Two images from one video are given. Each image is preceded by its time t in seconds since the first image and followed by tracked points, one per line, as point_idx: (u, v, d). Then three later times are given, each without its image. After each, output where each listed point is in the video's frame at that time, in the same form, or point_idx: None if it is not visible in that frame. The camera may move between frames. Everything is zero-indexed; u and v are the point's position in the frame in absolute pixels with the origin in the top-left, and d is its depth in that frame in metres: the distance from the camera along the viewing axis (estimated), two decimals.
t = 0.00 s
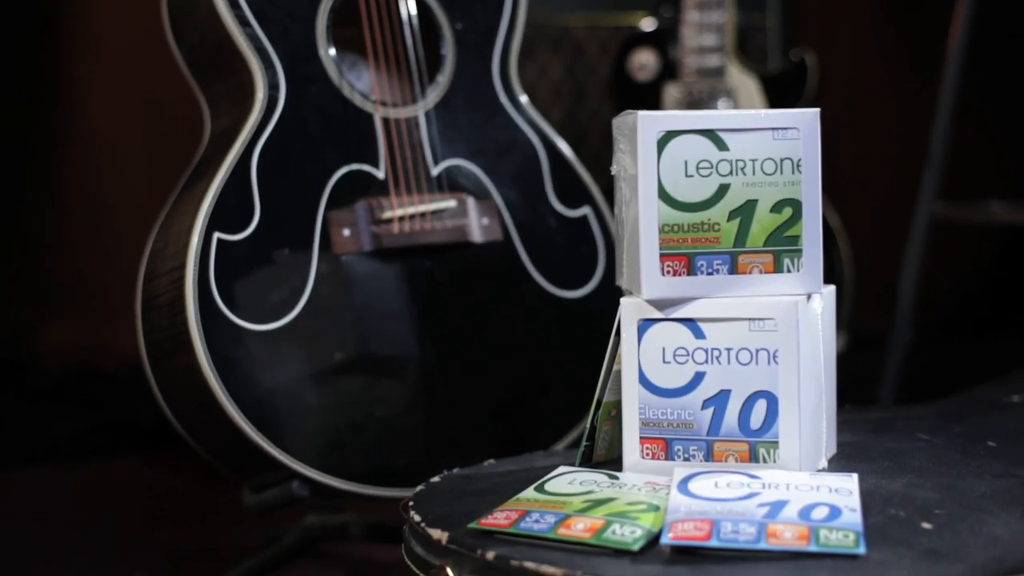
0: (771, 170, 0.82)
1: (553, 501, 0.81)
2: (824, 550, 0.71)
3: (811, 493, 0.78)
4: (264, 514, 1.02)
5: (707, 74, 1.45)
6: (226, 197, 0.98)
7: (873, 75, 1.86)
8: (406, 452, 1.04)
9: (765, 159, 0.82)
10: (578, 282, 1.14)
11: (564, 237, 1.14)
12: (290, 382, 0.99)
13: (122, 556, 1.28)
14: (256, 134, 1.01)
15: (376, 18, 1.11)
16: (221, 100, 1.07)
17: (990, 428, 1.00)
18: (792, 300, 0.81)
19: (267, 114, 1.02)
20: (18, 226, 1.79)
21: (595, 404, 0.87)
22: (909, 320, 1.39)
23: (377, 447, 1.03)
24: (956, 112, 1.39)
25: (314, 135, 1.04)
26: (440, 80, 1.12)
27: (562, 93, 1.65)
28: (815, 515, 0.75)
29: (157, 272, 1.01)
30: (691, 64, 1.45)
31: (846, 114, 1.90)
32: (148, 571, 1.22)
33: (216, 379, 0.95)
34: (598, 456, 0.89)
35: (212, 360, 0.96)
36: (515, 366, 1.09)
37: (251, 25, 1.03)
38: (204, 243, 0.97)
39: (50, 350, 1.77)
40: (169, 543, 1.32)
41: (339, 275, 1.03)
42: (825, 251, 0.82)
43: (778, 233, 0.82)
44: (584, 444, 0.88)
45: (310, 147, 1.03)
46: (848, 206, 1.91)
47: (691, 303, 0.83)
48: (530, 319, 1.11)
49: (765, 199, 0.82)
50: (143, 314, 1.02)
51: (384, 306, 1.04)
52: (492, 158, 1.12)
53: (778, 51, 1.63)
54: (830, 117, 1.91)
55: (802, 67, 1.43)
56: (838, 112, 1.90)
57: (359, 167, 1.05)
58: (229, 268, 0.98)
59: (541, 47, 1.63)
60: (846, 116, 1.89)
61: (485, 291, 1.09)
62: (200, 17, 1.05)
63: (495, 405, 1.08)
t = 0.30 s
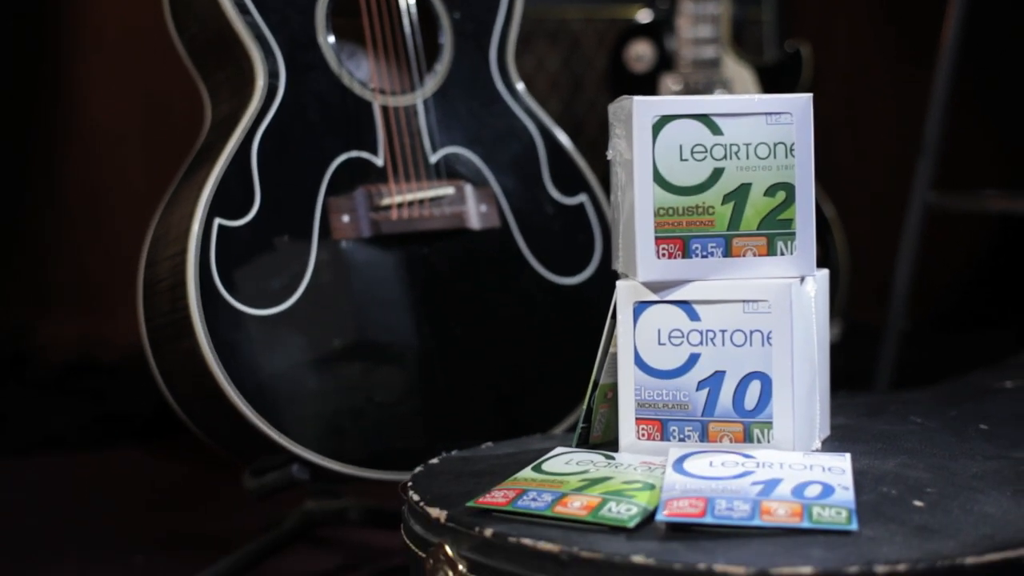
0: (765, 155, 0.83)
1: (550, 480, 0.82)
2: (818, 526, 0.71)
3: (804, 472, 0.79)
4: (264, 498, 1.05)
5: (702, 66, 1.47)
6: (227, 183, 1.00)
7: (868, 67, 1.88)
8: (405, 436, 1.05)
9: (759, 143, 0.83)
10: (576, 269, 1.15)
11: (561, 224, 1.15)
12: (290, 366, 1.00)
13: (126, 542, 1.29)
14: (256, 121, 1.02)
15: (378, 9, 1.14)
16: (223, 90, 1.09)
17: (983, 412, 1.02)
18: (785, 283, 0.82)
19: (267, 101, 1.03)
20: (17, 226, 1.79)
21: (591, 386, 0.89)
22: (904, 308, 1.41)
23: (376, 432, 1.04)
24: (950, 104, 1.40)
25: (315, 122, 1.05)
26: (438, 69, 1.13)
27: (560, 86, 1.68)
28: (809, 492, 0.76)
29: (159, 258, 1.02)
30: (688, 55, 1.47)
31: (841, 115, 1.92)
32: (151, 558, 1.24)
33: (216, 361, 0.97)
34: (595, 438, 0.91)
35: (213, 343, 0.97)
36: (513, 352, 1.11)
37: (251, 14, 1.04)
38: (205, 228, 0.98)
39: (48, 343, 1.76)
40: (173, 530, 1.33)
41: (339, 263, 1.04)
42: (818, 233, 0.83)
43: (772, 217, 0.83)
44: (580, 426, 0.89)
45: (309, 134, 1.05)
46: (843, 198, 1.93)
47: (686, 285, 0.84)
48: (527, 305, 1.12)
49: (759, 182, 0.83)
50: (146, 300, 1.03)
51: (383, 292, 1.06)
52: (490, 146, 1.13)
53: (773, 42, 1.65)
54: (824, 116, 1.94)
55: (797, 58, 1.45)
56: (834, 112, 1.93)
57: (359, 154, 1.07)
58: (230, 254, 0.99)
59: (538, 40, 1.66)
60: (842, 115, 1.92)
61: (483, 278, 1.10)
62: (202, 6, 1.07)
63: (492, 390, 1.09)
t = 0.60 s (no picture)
0: (764, 143, 0.84)
1: (552, 464, 0.82)
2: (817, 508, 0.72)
3: (804, 456, 0.80)
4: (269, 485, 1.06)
5: (702, 58, 1.48)
6: (232, 172, 1.01)
7: (868, 61, 1.90)
8: (408, 424, 1.06)
9: (759, 131, 0.84)
10: (578, 259, 1.16)
11: (563, 214, 1.16)
12: (294, 354, 1.01)
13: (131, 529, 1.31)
14: (259, 112, 1.03)
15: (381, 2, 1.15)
16: (228, 82, 1.10)
17: (982, 399, 1.02)
18: (785, 269, 0.83)
19: (271, 91, 1.04)
20: (17, 226, 1.78)
21: (593, 371, 0.90)
22: (903, 299, 1.42)
23: (379, 420, 1.05)
24: (949, 95, 1.40)
25: (318, 112, 1.06)
26: (441, 60, 1.14)
27: (560, 78, 1.71)
28: (809, 475, 0.77)
29: (164, 247, 1.03)
30: (688, 48, 1.48)
31: (842, 110, 1.92)
32: (158, 542, 1.26)
33: (220, 348, 0.97)
34: (596, 423, 0.92)
35: (217, 330, 0.98)
36: (514, 341, 1.11)
37: (255, 5, 1.05)
38: (210, 216, 0.99)
39: (50, 338, 1.76)
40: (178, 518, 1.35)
41: (342, 251, 1.05)
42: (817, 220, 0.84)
43: (772, 203, 0.84)
44: (582, 411, 0.90)
45: (312, 123, 1.06)
46: (842, 191, 1.94)
47: (687, 271, 0.84)
48: (528, 294, 1.13)
49: (759, 169, 0.84)
50: (151, 288, 1.04)
51: (385, 282, 1.06)
52: (492, 137, 1.14)
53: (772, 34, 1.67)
54: (825, 110, 1.93)
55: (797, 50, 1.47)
56: (835, 107, 1.92)
57: (362, 144, 1.07)
58: (235, 243, 1.00)
59: (539, 32, 1.69)
60: (843, 111, 1.92)
61: (484, 268, 1.11)
62: None
63: (494, 378, 1.10)
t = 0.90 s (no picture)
0: (766, 131, 0.84)
1: (555, 450, 0.83)
2: (818, 492, 0.72)
3: (805, 441, 0.80)
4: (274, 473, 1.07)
5: (704, 50, 1.50)
6: (237, 162, 1.02)
7: (869, 56, 1.91)
8: (411, 413, 1.07)
9: (760, 119, 0.84)
10: (581, 249, 1.17)
11: (566, 204, 1.17)
12: (299, 344, 1.02)
13: (137, 518, 1.32)
14: (264, 103, 1.04)
15: None
16: (232, 73, 1.11)
17: (982, 387, 1.03)
18: (786, 256, 0.83)
19: (275, 82, 1.05)
20: (18, 226, 1.80)
21: (596, 359, 0.90)
22: (903, 290, 1.43)
23: (383, 409, 1.06)
24: (950, 87, 1.41)
25: (322, 102, 1.07)
26: (444, 51, 1.15)
27: (563, 72, 1.72)
28: (810, 460, 0.78)
29: (169, 236, 1.04)
30: (689, 41, 1.49)
31: (843, 103, 1.93)
32: (166, 530, 1.27)
33: (225, 336, 0.98)
34: (599, 410, 0.92)
35: (222, 319, 0.98)
36: (517, 330, 1.12)
37: None
38: (216, 205, 1.00)
39: (52, 333, 1.79)
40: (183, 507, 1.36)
41: (346, 242, 1.06)
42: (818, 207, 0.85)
43: (773, 191, 0.85)
44: (585, 398, 0.91)
45: (315, 114, 1.06)
46: (842, 185, 1.95)
47: (689, 258, 0.85)
48: (531, 284, 1.14)
49: (760, 157, 0.85)
50: (156, 278, 1.05)
51: (389, 271, 1.07)
52: (495, 128, 1.15)
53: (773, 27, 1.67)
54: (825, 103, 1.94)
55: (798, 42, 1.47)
56: (836, 100, 1.93)
57: (366, 135, 1.08)
58: (240, 232, 1.01)
59: (541, 26, 1.70)
60: (844, 105, 1.93)
61: (488, 258, 1.12)
62: None
63: (497, 368, 1.11)
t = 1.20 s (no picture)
0: (764, 122, 0.85)
1: (555, 437, 0.84)
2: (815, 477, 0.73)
3: (803, 428, 0.81)
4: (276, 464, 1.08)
5: (703, 45, 1.52)
6: (239, 154, 1.02)
7: (867, 53, 1.92)
8: (412, 404, 1.07)
9: (758, 110, 0.85)
10: (581, 241, 1.18)
11: (565, 196, 1.18)
12: (300, 335, 1.03)
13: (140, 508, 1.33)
14: (266, 96, 1.05)
15: None
16: (234, 66, 1.12)
17: (978, 377, 1.04)
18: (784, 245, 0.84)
19: (277, 75, 1.06)
20: (18, 226, 1.80)
21: (596, 348, 0.91)
22: (900, 283, 1.44)
23: (384, 399, 1.06)
24: (947, 81, 1.42)
25: (323, 95, 1.07)
26: (445, 44, 1.16)
27: (562, 67, 1.73)
28: (807, 447, 0.78)
29: (172, 228, 1.04)
30: (689, 35, 1.51)
31: (841, 99, 1.94)
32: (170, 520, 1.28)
33: (227, 326, 0.99)
34: (598, 400, 0.93)
35: (225, 310, 0.99)
36: (517, 322, 1.13)
37: None
38: (218, 197, 1.01)
39: (55, 328, 1.80)
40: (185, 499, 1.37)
41: (347, 234, 1.06)
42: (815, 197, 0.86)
43: (771, 181, 0.86)
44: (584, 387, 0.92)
45: (317, 106, 1.07)
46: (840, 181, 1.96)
47: (687, 248, 0.86)
48: (530, 276, 1.15)
49: (758, 148, 0.86)
50: (159, 269, 1.06)
51: (390, 263, 1.08)
52: (495, 121, 1.16)
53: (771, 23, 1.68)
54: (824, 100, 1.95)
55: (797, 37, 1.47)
56: (834, 96, 1.94)
57: (367, 128, 1.09)
58: (242, 224, 1.02)
59: (541, 21, 1.72)
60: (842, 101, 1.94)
61: (487, 249, 1.12)
62: None
63: (497, 359, 1.12)
